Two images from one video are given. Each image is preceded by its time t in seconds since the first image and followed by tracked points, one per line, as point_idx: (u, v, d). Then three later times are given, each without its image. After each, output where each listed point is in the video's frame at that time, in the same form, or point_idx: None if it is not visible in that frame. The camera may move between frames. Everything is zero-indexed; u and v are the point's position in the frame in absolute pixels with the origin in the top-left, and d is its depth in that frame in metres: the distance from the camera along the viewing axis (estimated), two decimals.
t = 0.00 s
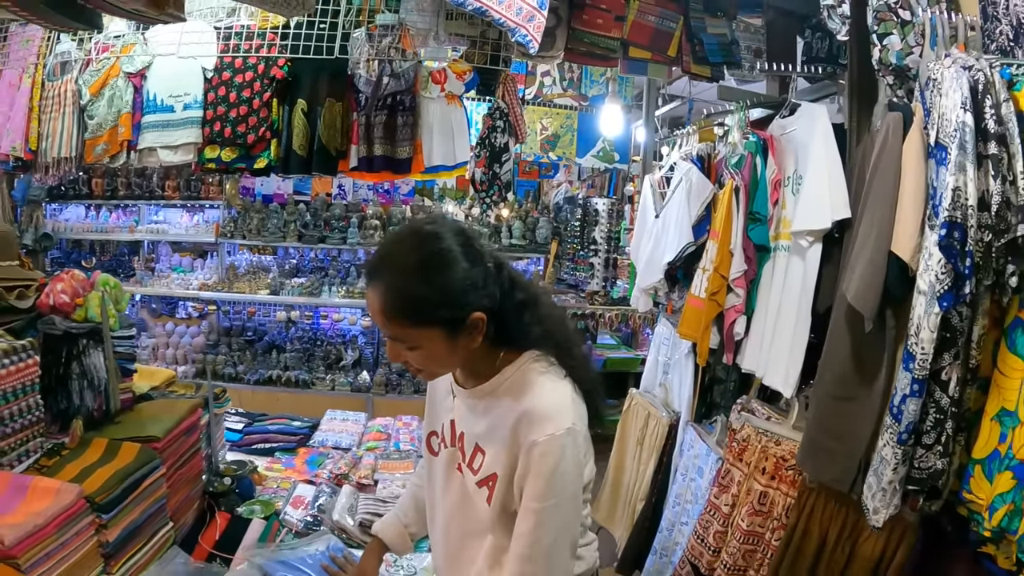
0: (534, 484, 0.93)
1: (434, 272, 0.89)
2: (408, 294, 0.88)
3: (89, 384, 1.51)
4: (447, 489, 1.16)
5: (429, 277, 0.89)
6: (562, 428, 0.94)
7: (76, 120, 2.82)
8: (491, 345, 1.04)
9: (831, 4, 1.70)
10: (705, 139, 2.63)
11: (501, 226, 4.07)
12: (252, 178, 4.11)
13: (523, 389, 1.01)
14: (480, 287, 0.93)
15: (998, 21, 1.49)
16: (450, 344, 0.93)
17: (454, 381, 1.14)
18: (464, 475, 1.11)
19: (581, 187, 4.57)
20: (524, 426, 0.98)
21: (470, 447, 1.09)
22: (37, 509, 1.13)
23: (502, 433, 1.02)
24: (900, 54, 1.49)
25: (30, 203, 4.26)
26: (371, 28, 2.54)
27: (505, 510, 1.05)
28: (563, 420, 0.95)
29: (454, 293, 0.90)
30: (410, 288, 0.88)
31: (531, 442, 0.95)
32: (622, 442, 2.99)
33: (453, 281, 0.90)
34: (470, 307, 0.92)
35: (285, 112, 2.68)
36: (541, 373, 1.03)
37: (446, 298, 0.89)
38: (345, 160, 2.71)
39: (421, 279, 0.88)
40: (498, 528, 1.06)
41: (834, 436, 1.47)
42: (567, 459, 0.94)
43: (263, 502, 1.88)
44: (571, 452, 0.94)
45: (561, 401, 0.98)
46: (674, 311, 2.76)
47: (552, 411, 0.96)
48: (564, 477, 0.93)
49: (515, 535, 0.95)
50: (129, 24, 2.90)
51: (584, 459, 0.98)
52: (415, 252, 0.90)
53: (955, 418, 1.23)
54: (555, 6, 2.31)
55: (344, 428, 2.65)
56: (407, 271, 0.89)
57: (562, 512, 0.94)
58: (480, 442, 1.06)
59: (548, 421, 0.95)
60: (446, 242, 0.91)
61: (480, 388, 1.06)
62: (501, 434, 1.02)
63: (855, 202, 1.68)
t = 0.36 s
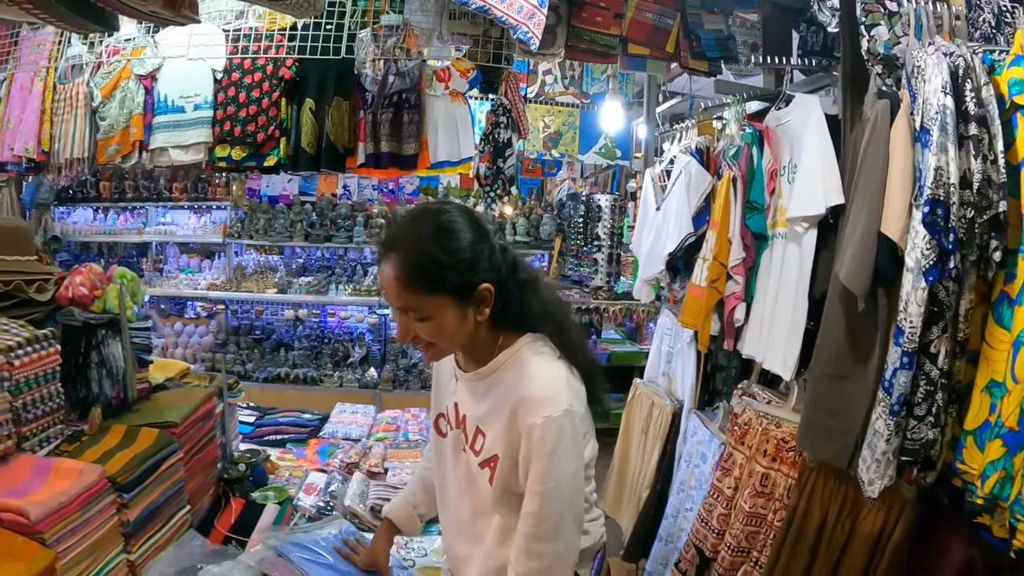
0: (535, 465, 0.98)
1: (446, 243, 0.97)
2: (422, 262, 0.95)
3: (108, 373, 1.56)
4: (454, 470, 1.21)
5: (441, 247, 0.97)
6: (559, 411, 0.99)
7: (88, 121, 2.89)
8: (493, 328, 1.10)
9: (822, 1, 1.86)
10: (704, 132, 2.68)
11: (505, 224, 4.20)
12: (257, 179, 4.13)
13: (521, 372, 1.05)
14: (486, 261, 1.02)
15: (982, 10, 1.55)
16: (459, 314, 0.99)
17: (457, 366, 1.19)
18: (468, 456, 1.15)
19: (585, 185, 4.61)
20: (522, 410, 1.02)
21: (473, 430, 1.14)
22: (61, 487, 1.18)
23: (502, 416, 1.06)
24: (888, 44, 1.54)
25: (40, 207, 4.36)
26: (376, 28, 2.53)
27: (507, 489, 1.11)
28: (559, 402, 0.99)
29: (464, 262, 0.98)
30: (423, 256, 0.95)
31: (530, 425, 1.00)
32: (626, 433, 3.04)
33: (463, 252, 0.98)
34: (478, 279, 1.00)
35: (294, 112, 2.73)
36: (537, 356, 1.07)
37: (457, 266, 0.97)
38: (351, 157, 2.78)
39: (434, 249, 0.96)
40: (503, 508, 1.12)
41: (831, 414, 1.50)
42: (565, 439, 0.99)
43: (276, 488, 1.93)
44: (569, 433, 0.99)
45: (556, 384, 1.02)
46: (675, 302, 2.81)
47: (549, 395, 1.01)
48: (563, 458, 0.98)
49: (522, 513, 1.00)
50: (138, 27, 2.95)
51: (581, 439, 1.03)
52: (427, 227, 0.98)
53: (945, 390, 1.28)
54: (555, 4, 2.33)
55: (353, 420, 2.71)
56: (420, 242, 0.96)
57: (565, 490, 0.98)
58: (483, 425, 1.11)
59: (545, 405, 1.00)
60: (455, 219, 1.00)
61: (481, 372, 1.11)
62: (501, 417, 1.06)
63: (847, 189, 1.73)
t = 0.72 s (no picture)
0: (527, 459, 0.98)
1: (453, 224, 1.00)
2: (430, 241, 0.97)
3: (120, 374, 1.59)
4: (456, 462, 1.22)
5: (448, 228, 0.99)
6: (553, 404, 0.98)
7: (98, 131, 2.96)
8: (495, 319, 1.11)
9: None
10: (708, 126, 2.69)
11: (514, 221, 4.13)
12: (268, 184, 4.19)
13: (518, 364, 1.05)
14: (492, 246, 1.04)
15: None
16: (464, 297, 1.01)
17: (459, 359, 1.19)
18: (470, 449, 1.16)
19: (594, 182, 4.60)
20: (518, 403, 1.02)
21: (473, 423, 1.14)
22: (75, 480, 1.22)
23: (500, 409, 1.06)
24: (883, 29, 1.52)
25: (54, 216, 4.38)
26: (378, 31, 2.57)
27: (505, 482, 1.12)
28: (554, 396, 0.99)
29: (470, 244, 1.00)
30: (431, 235, 0.97)
31: (525, 417, 0.99)
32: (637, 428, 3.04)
33: (470, 235, 1.01)
34: (484, 263, 1.02)
35: (299, 115, 2.79)
36: (536, 348, 1.07)
37: (464, 246, 0.99)
38: (357, 159, 2.83)
39: (442, 229, 0.98)
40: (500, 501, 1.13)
41: (833, 401, 1.50)
42: (559, 433, 0.98)
43: (287, 485, 1.97)
44: (563, 426, 0.98)
45: (553, 377, 1.01)
46: (683, 296, 2.81)
47: (545, 387, 1.00)
48: (556, 451, 0.98)
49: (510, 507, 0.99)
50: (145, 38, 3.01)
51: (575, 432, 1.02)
52: (435, 210, 1.01)
53: (945, 375, 1.27)
54: (554, 2, 2.33)
55: (363, 419, 2.74)
56: (428, 223, 0.99)
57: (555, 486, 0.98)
58: (482, 417, 1.11)
59: (541, 397, 0.99)
60: (461, 204, 1.03)
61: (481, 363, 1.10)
62: (499, 409, 1.06)
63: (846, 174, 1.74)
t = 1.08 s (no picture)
0: (523, 462, 0.99)
1: (465, 215, 1.04)
2: (441, 228, 1.01)
3: (144, 376, 1.65)
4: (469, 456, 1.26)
5: (459, 219, 1.03)
6: (550, 409, 0.99)
7: (115, 142, 3.04)
8: (502, 318, 1.14)
9: None
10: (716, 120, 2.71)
11: (527, 218, 4.13)
12: (283, 189, 4.27)
13: (520, 367, 1.06)
14: (500, 243, 1.07)
15: None
16: (468, 290, 1.04)
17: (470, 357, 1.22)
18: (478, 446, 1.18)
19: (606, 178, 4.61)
20: (517, 405, 1.03)
21: (480, 421, 1.17)
22: (104, 479, 1.28)
23: (502, 409, 1.08)
24: (881, 20, 1.52)
25: (71, 225, 4.41)
26: (386, 36, 2.64)
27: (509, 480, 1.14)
28: (551, 401, 0.99)
29: (479, 237, 1.03)
30: (442, 222, 1.02)
31: (522, 420, 1.00)
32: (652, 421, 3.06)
33: (480, 228, 1.04)
34: (491, 259, 1.05)
35: (310, 121, 2.83)
36: (538, 351, 1.08)
37: (473, 238, 1.03)
38: (368, 162, 2.87)
39: (453, 218, 1.02)
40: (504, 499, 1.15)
41: (839, 391, 1.52)
42: (556, 437, 0.99)
43: (308, 482, 2.02)
44: (560, 430, 0.99)
45: (552, 381, 1.02)
46: (695, 289, 2.84)
47: (543, 391, 1.00)
48: (552, 456, 0.98)
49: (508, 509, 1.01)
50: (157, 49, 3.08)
51: (575, 436, 1.03)
52: (449, 200, 1.05)
53: (947, 362, 1.29)
54: (558, 3, 2.36)
55: (382, 417, 2.79)
56: (441, 211, 1.03)
57: (552, 489, 0.99)
58: (487, 416, 1.13)
59: (538, 401, 1.00)
60: (477, 198, 1.07)
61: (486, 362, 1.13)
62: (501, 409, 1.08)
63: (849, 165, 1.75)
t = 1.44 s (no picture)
0: (542, 502, 0.97)
1: (452, 240, 0.98)
2: (427, 259, 0.97)
3: (169, 385, 1.68)
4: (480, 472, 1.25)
5: (446, 245, 0.98)
6: (570, 447, 0.96)
7: (131, 153, 3.09)
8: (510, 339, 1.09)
9: None
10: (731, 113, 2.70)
11: (544, 217, 4.11)
12: (298, 194, 4.30)
13: (535, 398, 1.03)
14: (498, 262, 1.02)
15: None
16: (467, 319, 1.00)
17: (478, 374, 1.19)
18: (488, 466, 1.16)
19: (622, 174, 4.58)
20: (533, 438, 1.00)
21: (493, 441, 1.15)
22: (132, 488, 1.30)
23: (516, 439, 1.05)
24: (893, 9, 1.51)
25: (91, 236, 4.58)
26: (398, 39, 2.67)
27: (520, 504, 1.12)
28: (570, 437, 0.97)
29: (471, 261, 0.98)
30: (428, 252, 0.97)
31: (539, 458, 0.98)
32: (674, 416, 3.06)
33: (472, 251, 0.99)
34: (488, 282, 1.00)
35: (326, 126, 2.86)
36: (554, 379, 1.05)
37: (465, 265, 0.97)
38: (385, 166, 2.89)
39: (439, 245, 0.97)
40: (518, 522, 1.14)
41: (862, 382, 1.51)
42: (576, 474, 0.97)
43: (333, 485, 2.05)
44: (580, 466, 0.97)
45: (570, 415, 0.99)
46: (713, 283, 2.83)
47: (561, 427, 0.98)
48: (572, 493, 0.97)
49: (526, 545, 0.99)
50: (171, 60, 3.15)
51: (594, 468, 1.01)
52: (436, 223, 1.00)
53: (970, 351, 1.28)
54: None
55: (404, 418, 2.83)
56: (427, 239, 0.98)
57: (572, 525, 0.98)
58: (499, 440, 1.11)
59: (556, 438, 0.97)
60: (466, 216, 1.01)
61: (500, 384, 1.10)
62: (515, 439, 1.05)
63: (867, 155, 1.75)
